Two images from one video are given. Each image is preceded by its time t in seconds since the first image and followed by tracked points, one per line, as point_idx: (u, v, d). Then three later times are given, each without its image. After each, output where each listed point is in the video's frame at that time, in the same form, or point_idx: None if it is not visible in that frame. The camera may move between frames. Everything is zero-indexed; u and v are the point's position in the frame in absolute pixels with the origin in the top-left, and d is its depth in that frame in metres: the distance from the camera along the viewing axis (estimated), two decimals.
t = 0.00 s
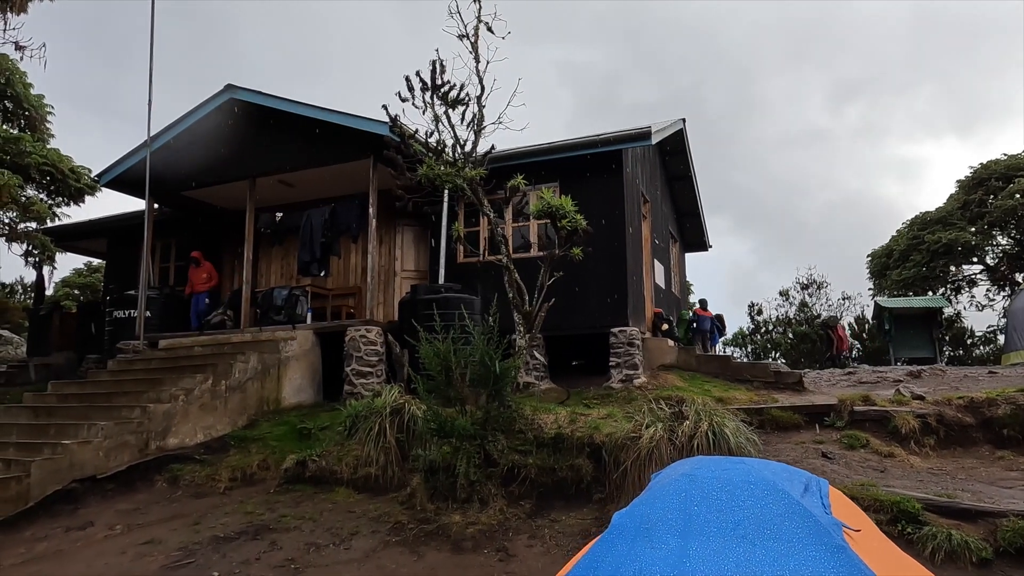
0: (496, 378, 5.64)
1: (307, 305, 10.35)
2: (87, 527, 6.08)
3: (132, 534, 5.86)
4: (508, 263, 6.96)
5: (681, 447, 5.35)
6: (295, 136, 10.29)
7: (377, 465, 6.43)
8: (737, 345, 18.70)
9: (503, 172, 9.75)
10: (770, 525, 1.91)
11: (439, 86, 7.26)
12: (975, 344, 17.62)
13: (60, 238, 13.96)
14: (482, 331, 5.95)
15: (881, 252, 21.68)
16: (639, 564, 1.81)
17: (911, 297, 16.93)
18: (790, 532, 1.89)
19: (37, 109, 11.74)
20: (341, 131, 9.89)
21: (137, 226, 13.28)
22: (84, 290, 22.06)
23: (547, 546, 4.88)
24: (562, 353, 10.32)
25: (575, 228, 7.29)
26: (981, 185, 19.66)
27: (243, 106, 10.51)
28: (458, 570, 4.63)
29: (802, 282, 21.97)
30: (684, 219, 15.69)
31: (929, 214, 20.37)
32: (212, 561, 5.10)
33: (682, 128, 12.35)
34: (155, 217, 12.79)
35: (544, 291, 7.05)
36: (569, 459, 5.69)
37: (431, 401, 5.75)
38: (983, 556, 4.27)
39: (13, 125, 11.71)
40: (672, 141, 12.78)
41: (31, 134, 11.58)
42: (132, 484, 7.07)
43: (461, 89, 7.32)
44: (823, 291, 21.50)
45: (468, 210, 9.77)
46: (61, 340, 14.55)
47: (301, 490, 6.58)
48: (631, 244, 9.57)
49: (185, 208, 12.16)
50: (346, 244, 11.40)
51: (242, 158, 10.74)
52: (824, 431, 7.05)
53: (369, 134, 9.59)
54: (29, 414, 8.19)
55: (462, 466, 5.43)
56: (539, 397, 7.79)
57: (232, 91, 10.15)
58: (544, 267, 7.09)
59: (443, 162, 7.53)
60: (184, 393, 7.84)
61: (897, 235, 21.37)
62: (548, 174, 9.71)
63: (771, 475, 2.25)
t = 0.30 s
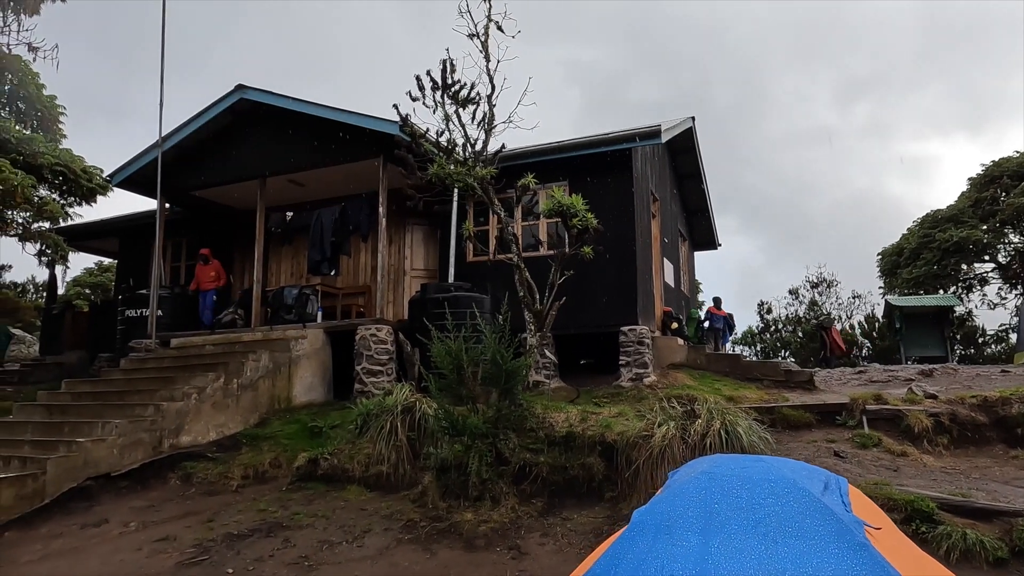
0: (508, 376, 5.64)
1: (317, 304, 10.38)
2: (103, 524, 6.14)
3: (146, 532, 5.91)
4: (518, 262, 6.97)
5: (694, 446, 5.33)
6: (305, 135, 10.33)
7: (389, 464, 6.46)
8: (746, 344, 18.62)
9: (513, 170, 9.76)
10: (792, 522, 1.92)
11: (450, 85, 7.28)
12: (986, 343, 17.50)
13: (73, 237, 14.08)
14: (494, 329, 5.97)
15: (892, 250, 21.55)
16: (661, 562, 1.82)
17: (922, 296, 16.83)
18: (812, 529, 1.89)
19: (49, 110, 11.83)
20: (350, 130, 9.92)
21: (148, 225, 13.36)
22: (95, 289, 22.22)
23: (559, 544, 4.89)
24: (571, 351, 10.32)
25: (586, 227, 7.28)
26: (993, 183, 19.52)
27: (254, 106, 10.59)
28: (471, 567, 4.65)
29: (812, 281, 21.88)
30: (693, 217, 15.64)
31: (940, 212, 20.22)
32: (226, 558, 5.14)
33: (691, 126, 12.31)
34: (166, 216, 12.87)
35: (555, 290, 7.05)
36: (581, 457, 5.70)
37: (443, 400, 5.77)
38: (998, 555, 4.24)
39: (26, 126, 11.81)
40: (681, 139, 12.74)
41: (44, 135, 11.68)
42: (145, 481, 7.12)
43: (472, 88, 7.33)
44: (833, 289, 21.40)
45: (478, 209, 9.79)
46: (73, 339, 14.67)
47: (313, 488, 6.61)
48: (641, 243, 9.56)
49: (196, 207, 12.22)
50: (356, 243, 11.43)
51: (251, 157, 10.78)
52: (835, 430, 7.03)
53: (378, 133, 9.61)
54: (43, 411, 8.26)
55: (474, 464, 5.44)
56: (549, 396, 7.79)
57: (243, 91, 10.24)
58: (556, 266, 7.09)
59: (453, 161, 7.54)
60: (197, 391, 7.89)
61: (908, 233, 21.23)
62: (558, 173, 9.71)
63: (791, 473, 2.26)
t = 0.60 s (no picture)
0: (523, 375, 5.66)
1: (331, 303, 10.42)
2: (122, 520, 6.20)
3: (165, 528, 5.97)
4: (532, 261, 6.98)
5: (711, 444, 5.30)
6: (318, 135, 10.37)
7: (404, 462, 6.49)
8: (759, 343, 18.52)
9: (526, 169, 9.77)
10: (824, 520, 1.94)
11: (464, 84, 7.30)
12: (1002, 342, 17.34)
13: (89, 237, 14.21)
14: (509, 328, 5.99)
15: (906, 248, 21.39)
16: (694, 556, 1.83)
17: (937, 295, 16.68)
18: (844, 526, 1.92)
19: (66, 111, 11.94)
20: (363, 130, 9.95)
21: (163, 225, 13.47)
22: (109, 288, 22.41)
23: (576, 542, 4.90)
24: (584, 350, 10.30)
25: (601, 225, 7.28)
26: (1010, 179, 19.30)
27: (268, 106, 10.66)
28: (488, 565, 4.67)
29: (825, 279, 21.75)
30: (705, 216, 15.58)
31: (956, 210, 20.02)
32: (245, 554, 5.18)
33: (704, 124, 12.26)
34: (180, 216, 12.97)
35: (569, 288, 7.05)
36: (596, 456, 5.70)
37: (459, 398, 5.79)
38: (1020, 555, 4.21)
39: (43, 127, 11.94)
40: (694, 137, 12.69)
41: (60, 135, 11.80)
42: (162, 479, 7.17)
43: (486, 87, 7.34)
44: (846, 288, 21.27)
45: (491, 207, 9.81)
46: (89, 338, 14.81)
47: (329, 485, 6.65)
48: (654, 241, 9.54)
49: (210, 207, 12.30)
50: (369, 243, 11.48)
51: (264, 157, 10.84)
52: (852, 429, 6.98)
53: (392, 133, 9.64)
54: (61, 409, 8.33)
55: (490, 462, 5.45)
56: (562, 394, 7.79)
57: (256, 90, 10.32)
58: (570, 264, 7.09)
59: (467, 160, 7.56)
60: (213, 389, 7.95)
61: (922, 230, 21.06)
62: (571, 171, 9.71)
63: (819, 470, 2.29)
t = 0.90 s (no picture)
0: (539, 373, 5.67)
1: (345, 302, 10.46)
2: (143, 516, 6.28)
3: (185, 525, 6.03)
4: (548, 259, 6.99)
5: (729, 443, 5.28)
6: (333, 134, 10.42)
7: (420, 459, 6.52)
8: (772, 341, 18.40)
9: (541, 167, 9.77)
10: (852, 518, 2.08)
11: (479, 83, 7.31)
12: (1020, 340, 17.14)
13: (107, 237, 14.37)
14: (525, 326, 6.01)
15: (922, 246, 21.21)
16: (725, 552, 1.97)
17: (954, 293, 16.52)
18: (873, 524, 2.05)
19: (83, 112, 12.08)
20: (377, 129, 9.99)
21: (179, 224, 13.59)
22: (125, 287, 22.66)
23: (593, 540, 4.90)
24: (598, 348, 10.29)
25: (616, 223, 7.28)
26: None
27: (283, 106, 10.73)
28: (505, 562, 4.68)
29: (840, 277, 21.60)
30: (718, 214, 15.52)
31: (973, 207, 19.82)
32: (264, 551, 5.23)
33: (718, 122, 12.20)
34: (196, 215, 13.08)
35: (585, 286, 7.04)
36: (613, 454, 5.71)
37: (475, 396, 5.81)
38: None
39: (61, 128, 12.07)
40: (707, 135, 12.64)
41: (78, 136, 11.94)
42: (181, 476, 7.25)
43: (501, 86, 7.35)
44: (860, 286, 21.12)
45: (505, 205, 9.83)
46: (106, 336, 14.97)
47: (346, 482, 6.69)
48: (669, 239, 9.53)
49: (225, 206, 12.40)
50: (383, 242, 11.52)
51: (279, 157, 10.90)
52: (869, 427, 6.94)
53: (406, 132, 9.67)
54: (82, 406, 8.44)
55: (507, 459, 5.48)
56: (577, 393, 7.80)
57: (271, 90, 10.38)
58: (585, 262, 7.08)
59: (482, 159, 7.58)
60: (230, 386, 8.02)
61: (939, 228, 20.86)
62: (585, 169, 9.71)
63: (847, 468, 2.41)
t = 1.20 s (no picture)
0: (555, 370, 5.68)
1: (360, 300, 10.50)
2: (162, 513, 6.34)
3: (204, 521, 6.09)
4: (563, 257, 6.98)
5: (747, 441, 5.25)
6: (347, 133, 10.47)
7: (436, 457, 6.54)
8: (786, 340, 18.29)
9: (555, 165, 9.77)
10: (882, 514, 2.10)
11: (493, 81, 7.32)
12: None
13: (123, 237, 14.50)
14: (541, 324, 6.02)
15: (938, 243, 21.01)
16: (755, 547, 1.99)
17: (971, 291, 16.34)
18: (904, 520, 2.07)
19: (100, 113, 12.18)
20: (391, 128, 10.03)
21: (194, 224, 13.71)
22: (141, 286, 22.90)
23: (610, 538, 4.91)
24: (613, 347, 10.26)
25: (631, 221, 7.27)
26: None
27: (297, 105, 10.80)
28: (523, 560, 4.69)
29: (855, 275, 21.44)
30: (732, 212, 15.45)
31: (991, 204, 19.61)
32: (283, 547, 5.28)
33: (732, 119, 12.14)
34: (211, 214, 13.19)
35: (600, 284, 7.02)
36: (629, 452, 5.70)
37: (491, 394, 5.83)
38: None
39: (78, 128, 12.19)
40: (721, 132, 12.58)
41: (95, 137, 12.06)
42: (199, 472, 7.31)
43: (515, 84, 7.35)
44: (876, 283, 20.95)
45: (518, 203, 9.85)
46: (123, 335, 15.13)
47: (362, 480, 6.72)
48: (684, 237, 9.50)
49: (240, 206, 12.49)
50: (397, 240, 11.56)
51: (293, 156, 10.96)
52: (888, 426, 6.88)
53: (419, 130, 9.69)
54: (101, 404, 8.54)
55: (523, 457, 5.49)
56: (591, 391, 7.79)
57: (286, 90, 10.46)
58: (600, 260, 7.07)
59: (496, 157, 7.58)
60: (247, 384, 8.09)
61: (956, 225, 20.65)
62: (599, 167, 9.70)
63: (875, 465, 2.44)
